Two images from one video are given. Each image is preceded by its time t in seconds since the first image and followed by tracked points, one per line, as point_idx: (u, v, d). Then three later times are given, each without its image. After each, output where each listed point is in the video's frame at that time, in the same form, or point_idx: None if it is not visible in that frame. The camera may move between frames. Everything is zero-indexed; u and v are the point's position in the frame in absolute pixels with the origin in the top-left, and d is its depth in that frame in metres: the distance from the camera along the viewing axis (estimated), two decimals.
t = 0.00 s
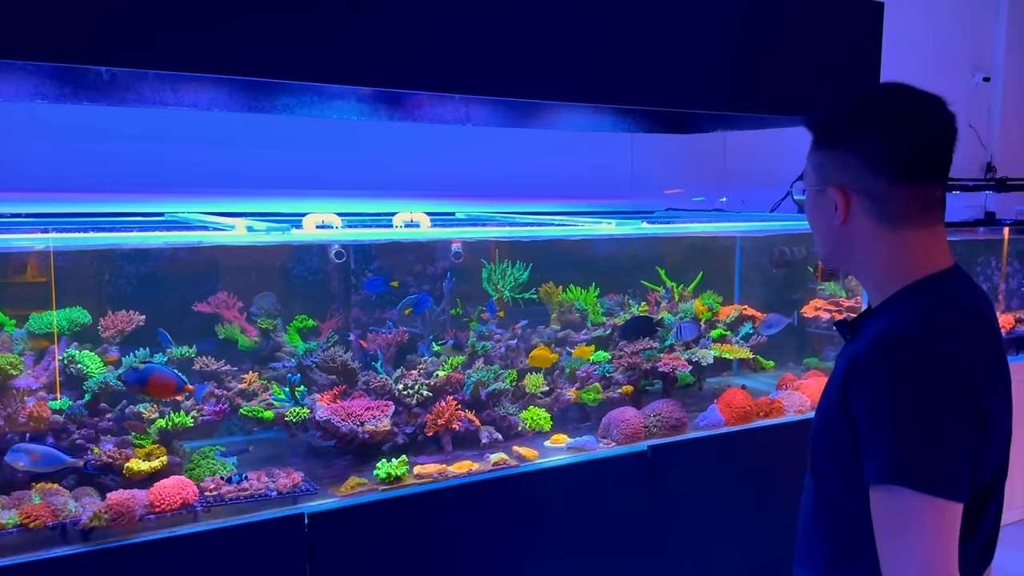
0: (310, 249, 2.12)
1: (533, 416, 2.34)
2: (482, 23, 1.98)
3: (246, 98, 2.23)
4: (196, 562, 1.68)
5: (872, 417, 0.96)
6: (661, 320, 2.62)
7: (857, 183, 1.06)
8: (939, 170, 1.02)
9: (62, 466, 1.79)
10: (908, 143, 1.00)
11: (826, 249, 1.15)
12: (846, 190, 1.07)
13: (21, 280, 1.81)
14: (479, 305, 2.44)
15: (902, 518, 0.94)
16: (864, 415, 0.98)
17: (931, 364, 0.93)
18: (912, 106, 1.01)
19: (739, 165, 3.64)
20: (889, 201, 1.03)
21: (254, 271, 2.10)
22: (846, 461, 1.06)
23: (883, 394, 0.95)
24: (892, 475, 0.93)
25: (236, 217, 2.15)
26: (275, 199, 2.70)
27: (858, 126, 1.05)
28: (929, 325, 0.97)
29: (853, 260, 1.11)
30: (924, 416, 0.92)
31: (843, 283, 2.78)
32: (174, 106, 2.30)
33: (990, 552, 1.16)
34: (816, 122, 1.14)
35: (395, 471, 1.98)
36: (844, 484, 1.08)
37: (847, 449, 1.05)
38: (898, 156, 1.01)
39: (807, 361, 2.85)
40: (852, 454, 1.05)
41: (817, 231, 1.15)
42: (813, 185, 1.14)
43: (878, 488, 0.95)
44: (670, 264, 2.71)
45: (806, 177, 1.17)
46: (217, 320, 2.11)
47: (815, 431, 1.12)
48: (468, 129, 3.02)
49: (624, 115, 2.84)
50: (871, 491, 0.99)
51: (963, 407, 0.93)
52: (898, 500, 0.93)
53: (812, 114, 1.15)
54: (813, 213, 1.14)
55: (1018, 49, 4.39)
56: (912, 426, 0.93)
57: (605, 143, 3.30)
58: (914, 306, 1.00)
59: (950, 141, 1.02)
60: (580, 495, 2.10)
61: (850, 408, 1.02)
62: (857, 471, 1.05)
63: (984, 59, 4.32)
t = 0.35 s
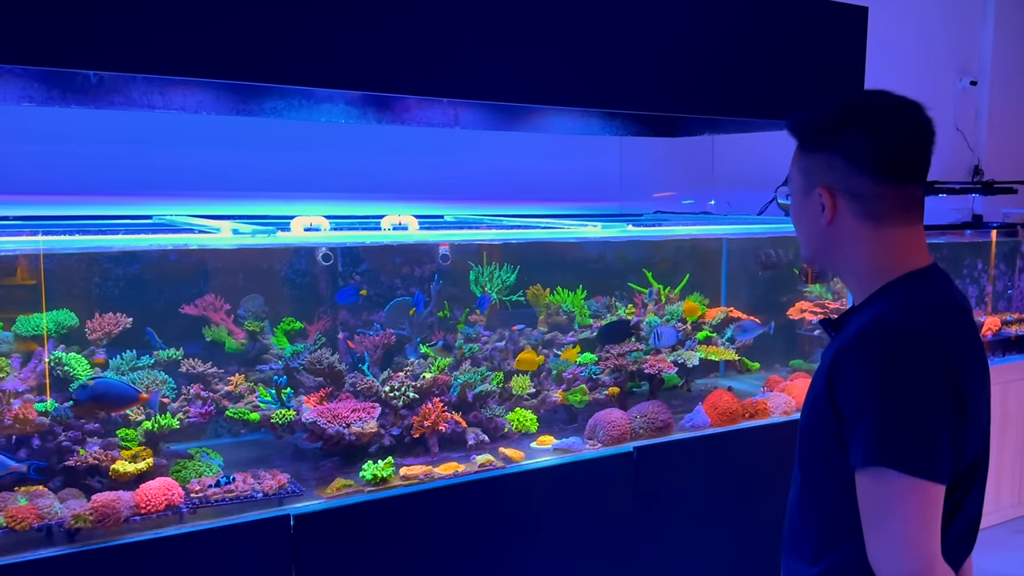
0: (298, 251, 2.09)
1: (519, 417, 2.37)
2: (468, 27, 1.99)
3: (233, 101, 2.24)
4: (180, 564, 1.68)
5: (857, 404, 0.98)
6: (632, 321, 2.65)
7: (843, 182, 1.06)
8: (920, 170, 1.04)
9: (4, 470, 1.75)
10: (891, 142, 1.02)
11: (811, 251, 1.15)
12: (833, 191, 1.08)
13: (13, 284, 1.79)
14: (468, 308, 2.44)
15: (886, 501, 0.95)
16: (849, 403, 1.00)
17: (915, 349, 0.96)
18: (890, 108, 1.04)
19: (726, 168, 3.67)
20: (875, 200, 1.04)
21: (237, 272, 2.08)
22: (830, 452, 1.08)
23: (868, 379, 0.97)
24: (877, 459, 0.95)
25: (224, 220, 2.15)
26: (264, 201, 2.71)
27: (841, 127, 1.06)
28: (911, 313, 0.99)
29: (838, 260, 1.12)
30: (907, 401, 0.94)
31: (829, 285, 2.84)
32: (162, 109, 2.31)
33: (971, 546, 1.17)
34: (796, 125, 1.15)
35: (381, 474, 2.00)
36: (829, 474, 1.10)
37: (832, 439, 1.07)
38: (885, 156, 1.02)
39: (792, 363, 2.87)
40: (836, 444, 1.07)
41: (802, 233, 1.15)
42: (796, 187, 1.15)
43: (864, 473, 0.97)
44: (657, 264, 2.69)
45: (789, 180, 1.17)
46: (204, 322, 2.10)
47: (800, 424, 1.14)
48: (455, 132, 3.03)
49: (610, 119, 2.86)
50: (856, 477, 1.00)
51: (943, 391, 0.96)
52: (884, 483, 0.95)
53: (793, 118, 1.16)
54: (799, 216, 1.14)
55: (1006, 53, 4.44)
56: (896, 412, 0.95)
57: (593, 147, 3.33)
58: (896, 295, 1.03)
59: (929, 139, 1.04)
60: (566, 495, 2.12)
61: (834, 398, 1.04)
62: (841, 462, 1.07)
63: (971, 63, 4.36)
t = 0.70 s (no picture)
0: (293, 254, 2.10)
1: (512, 418, 2.39)
2: (463, 29, 2.01)
3: (228, 104, 2.25)
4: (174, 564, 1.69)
5: (866, 406, 0.98)
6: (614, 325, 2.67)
7: (850, 181, 1.07)
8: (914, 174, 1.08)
9: None
10: (892, 142, 1.05)
11: (811, 254, 1.14)
12: (838, 189, 1.08)
13: (10, 285, 1.81)
14: (462, 311, 2.43)
15: (897, 505, 0.95)
16: (855, 408, 1.00)
17: (923, 353, 0.96)
18: (885, 111, 1.08)
19: (720, 171, 3.69)
20: (882, 198, 1.06)
21: (229, 274, 2.09)
22: (836, 454, 1.08)
23: (879, 382, 0.97)
24: (888, 461, 0.95)
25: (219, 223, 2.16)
26: (259, 203, 2.72)
27: (843, 126, 1.08)
28: (914, 316, 1.00)
29: (841, 262, 1.11)
30: (918, 403, 0.95)
31: (823, 287, 2.84)
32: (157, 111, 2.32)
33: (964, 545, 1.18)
34: (791, 127, 1.16)
35: (375, 474, 2.01)
36: (833, 477, 1.09)
37: (837, 441, 1.07)
38: (888, 154, 1.05)
39: (786, 364, 2.89)
40: (841, 446, 1.06)
41: (804, 234, 1.14)
42: (796, 188, 1.14)
43: (874, 478, 0.97)
44: (650, 266, 2.69)
45: (784, 183, 1.17)
46: (199, 324, 2.11)
47: (802, 426, 1.14)
48: (450, 135, 3.04)
49: (604, 121, 2.88)
50: (864, 481, 1.00)
51: (950, 392, 0.96)
52: (896, 487, 0.95)
53: (786, 122, 1.18)
54: (799, 217, 1.14)
55: (999, 56, 4.47)
56: (903, 414, 0.95)
57: (588, 149, 3.35)
58: (901, 298, 1.04)
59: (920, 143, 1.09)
60: (559, 495, 2.13)
61: (841, 400, 1.04)
62: (844, 466, 1.07)
63: (965, 66, 4.40)
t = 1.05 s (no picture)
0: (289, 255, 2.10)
1: (509, 419, 2.38)
2: (460, 30, 2.01)
3: (225, 105, 2.25)
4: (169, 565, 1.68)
5: (892, 419, 0.97)
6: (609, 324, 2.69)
7: (846, 187, 1.07)
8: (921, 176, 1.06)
9: None
10: (893, 146, 1.04)
11: (811, 256, 1.16)
12: (834, 195, 1.09)
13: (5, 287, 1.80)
14: (459, 313, 2.44)
15: (924, 520, 0.95)
16: (878, 420, 0.99)
17: (948, 364, 0.96)
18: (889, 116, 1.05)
19: (717, 172, 3.69)
20: (879, 204, 1.05)
21: (226, 275, 2.11)
22: (851, 462, 1.07)
23: (904, 394, 0.96)
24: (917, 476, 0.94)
25: (215, 224, 2.16)
26: (255, 204, 2.72)
27: (840, 130, 1.08)
28: (937, 326, 0.99)
29: (841, 267, 1.13)
30: (947, 415, 0.94)
31: (821, 289, 2.87)
32: (154, 112, 2.32)
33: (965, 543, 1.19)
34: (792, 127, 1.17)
35: (371, 475, 2.00)
36: (846, 485, 1.09)
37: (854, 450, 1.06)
38: (888, 160, 1.04)
39: (784, 366, 2.88)
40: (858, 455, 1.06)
41: (803, 237, 1.15)
42: (796, 191, 1.15)
43: (900, 492, 0.97)
44: (648, 268, 2.73)
45: (787, 184, 1.18)
46: (195, 325, 2.11)
47: (811, 434, 1.13)
48: (446, 136, 3.04)
49: (601, 122, 2.88)
50: (887, 494, 1.00)
51: (976, 403, 0.96)
52: (923, 501, 0.95)
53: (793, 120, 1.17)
54: (797, 220, 1.15)
55: (996, 59, 4.48)
56: (932, 428, 0.94)
57: (585, 151, 3.35)
58: (918, 307, 1.03)
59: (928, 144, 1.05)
60: (554, 497, 2.13)
61: (861, 411, 1.03)
62: (858, 474, 1.07)
63: (962, 68, 4.41)
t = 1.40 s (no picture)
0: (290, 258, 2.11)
1: (511, 421, 2.39)
2: (461, 32, 2.01)
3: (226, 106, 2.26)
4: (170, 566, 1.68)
5: (890, 412, 0.97)
6: (607, 325, 2.69)
7: (889, 180, 1.08)
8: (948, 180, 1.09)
9: None
10: (936, 145, 1.06)
11: (839, 249, 1.15)
12: (875, 187, 1.09)
13: (6, 289, 1.79)
14: (461, 313, 2.43)
15: (916, 512, 0.95)
16: (876, 413, 1.00)
17: (950, 361, 0.96)
18: (935, 116, 1.07)
19: (717, 174, 3.70)
20: (918, 200, 1.07)
21: (227, 275, 2.11)
22: (852, 460, 1.07)
23: (902, 387, 0.97)
24: (910, 468, 0.95)
25: (217, 225, 2.16)
26: (255, 206, 2.72)
27: (886, 123, 1.09)
28: (940, 322, 1.00)
29: (865, 262, 1.13)
30: (944, 410, 0.94)
31: (819, 290, 2.84)
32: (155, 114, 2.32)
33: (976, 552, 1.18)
34: (829, 118, 1.17)
35: (373, 476, 2.01)
36: (849, 483, 1.09)
37: (855, 448, 1.06)
38: (930, 158, 1.06)
39: (784, 367, 2.87)
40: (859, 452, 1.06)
41: (833, 229, 1.15)
42: (831, 181, 1.15)
43: (893, 484, 0.97)
44: (647, 269, 2.74)
45: (818, 176, 1.18)
46: (197, 326, 2.12)
47: (817, 430, 1.13)
48: (447, 138, 3.05)
49: (601, 124, 2.89)
50: (882, 487, 1.00)
51: (975, 400, 0.96)
52: (914, 493, 0.95)
53: (825, 115, 1.18)
54: (831, 211, 1.15)
55: (995, 61, 4.49)
56: (928, 421, 0.95)
57: (585, 152, 3.35)
58: (924, 305, 1.04)
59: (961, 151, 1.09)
60: (555, 498, 2.13)
61: (861, 406, 1.03)
62: (859, 471, 1.07)
63: (960, 70, 4.42)
